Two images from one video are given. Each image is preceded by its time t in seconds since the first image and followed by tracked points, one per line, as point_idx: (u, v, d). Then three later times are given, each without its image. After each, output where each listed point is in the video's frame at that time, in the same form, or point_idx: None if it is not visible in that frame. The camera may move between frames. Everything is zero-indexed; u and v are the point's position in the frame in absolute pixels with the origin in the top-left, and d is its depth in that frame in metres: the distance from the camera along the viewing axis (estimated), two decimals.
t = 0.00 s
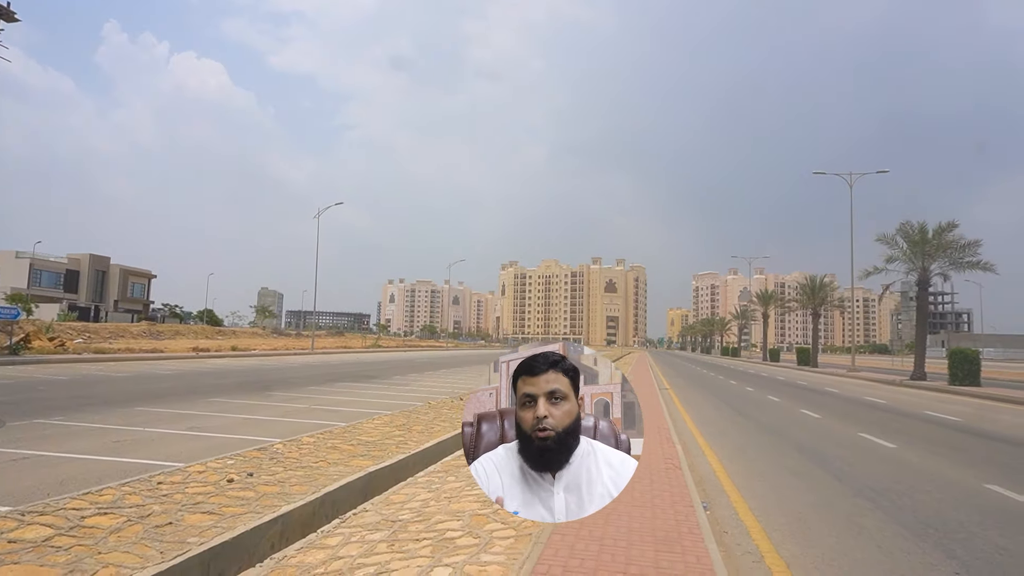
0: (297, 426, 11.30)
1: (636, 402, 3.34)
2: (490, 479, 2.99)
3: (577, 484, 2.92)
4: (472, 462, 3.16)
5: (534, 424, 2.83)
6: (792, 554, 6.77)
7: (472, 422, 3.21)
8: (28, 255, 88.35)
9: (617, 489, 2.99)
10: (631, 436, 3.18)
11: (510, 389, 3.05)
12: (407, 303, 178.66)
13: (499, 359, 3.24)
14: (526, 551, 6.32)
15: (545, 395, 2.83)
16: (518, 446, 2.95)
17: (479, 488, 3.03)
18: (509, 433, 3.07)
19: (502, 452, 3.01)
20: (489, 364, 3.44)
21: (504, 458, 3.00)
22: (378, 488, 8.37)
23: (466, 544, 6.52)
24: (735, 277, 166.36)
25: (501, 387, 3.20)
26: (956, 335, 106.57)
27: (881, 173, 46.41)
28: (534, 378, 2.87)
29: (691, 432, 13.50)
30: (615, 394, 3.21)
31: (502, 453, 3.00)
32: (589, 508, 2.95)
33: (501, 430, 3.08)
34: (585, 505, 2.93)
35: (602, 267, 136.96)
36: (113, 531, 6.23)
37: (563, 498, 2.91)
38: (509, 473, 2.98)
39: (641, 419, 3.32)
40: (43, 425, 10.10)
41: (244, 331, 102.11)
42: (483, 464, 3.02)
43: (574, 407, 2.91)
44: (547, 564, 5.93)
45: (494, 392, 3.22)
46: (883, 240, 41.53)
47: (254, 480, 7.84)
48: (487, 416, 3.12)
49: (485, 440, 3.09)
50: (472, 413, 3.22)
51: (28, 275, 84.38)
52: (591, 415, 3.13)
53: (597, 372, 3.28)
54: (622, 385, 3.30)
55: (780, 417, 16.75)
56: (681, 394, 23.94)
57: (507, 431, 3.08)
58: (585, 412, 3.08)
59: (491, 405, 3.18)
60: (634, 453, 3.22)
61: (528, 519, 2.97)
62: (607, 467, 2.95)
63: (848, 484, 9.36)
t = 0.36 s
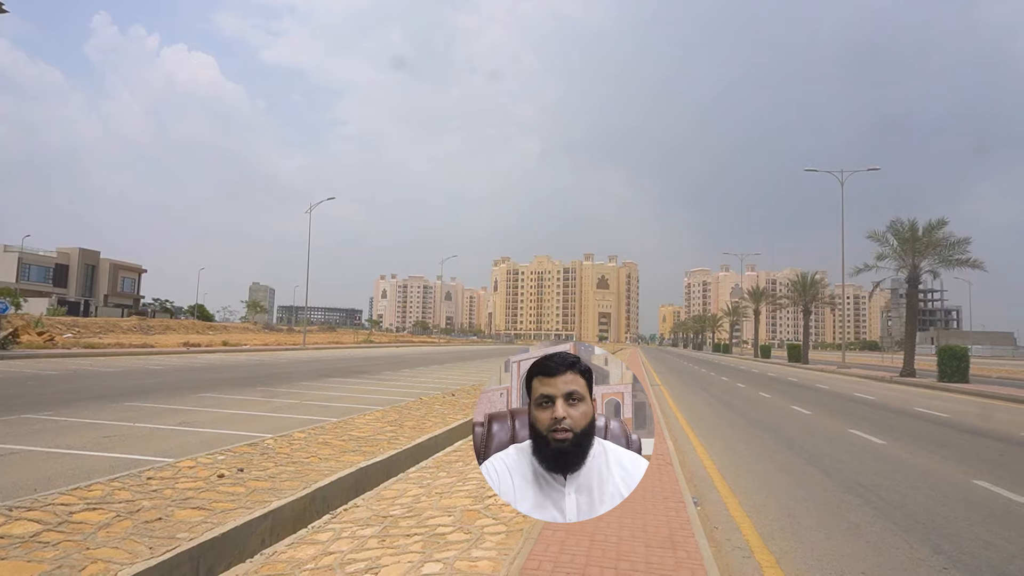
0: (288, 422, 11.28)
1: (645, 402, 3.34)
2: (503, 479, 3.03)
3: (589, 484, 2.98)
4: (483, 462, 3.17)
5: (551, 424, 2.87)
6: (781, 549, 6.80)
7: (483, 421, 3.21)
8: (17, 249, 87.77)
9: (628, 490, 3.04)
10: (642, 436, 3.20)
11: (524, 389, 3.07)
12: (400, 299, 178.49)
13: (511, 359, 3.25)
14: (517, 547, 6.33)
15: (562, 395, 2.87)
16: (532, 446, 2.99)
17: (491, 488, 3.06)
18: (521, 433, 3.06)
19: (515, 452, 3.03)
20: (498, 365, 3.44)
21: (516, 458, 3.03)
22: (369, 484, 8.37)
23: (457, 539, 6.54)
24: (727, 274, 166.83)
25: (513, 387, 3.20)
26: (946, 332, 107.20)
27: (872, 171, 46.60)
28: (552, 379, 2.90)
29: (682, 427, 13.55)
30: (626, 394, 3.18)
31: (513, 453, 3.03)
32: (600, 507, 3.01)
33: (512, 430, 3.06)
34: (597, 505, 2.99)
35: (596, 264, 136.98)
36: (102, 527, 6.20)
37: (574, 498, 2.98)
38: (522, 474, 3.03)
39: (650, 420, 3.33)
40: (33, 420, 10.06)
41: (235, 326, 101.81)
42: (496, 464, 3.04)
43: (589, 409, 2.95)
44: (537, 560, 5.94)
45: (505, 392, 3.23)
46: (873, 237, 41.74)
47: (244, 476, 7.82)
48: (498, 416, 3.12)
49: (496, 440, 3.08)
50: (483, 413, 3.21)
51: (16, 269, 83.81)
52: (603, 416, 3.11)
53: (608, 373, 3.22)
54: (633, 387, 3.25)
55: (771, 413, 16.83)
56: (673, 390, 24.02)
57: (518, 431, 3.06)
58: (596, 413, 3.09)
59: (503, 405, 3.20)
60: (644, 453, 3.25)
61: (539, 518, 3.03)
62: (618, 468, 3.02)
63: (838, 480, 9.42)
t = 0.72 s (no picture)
0: (299, 420, 11.33)
1: (656, 402, 3.35)
2: (513, 478, 3.03)
3: (600, 485, 2.96)
4: (494, 461, 3.18)
5: (558, 420, 2.84)
6: (793, 548, 6.77)
7: (494, 421, 3.22)
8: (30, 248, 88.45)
9: (638, 490, 3.02)
10: (653, 436, 3.23)
11: (535, 388, 3.05)
12: (408, 297, 178.83)
13: (521, 358, 3.27)
14: (527, 544, 6.34)
15: (569, 390, 2.84)
16: (542, 445, 2.98)
17: (502, 488, 3.06)
18: (531, 433, 3.08)
19: (526, 452, 3.04)
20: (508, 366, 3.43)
21: (527, 458, 3.04)
22: (379, 481, 8.39)
23: (468, 537, 6.55)
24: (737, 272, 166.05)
25: (524, 387, 3.22)
26: (959, 330, 106.24)
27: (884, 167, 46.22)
28: (558, 374, 2.87)
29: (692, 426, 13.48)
30: (637, 395, 3.23)
31: (524, 453, 3.03)
32: (611, 507, 2.99)
33: (523, 430, 3.09)
34: (608, 505, 2.96)
35: (604, 262, 136.67)
36: (116, 524, 6.26)
37: (585, 498, 2.95)
38: (532, 472, 3.03)
39: (661, 420, 3.34)
40: (48, 418, 10.16)
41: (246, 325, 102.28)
42: (507, 463, 3.06)
43: (598, 405, 2.92)
44: (548, 557, 5.94)
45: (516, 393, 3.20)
46: (885, 234, 41.43)
47: (255, 474, 7.86)
48: (509, 416, 3.14)
49: (507, 440, 3.11)
50: (495, 413, 3.24)
51: (30, 268, 84.54)
52: (613, 416, 3.14)
53: (619, 372, 3.27)
54: (643, 386, 3.28)
55: (782, 411, 16.70)
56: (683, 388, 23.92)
57: (529, 431, 3.09)
58: (606, 413, 3.11)
59: (514, 405, 3.21)
60: (655, 453, 3.26)
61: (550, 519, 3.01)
62: (628, 468, 3.01)
63: (850, 478, 9.35)
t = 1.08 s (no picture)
0: (317, 420, 11.41)
1: (667, 402, 3.32)
2: (523, 478, 3.02)
3: (609, 485, 2.94)
4: (505, 461, 3.17)
5: (567, 418, 2.83)
6: (813, 550, 6.70)
7: (504, 421, 3.21)
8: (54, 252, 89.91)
9: (648, 490, 3.00)
10: (664, 435, 3.19)
11: (544, 385, 3.06)
12: (424, 299, 179.30)
13: (531, 359, 3.24)
14: (545, 545, 6.33)
15: (578, 388, 2.84)
16: (551, 445, 2.97)
17: (513, 488, 3.05)
18: (541, 433, 3.11)
19: (536, 452, 3.03)
20: (519, 366, 3.42)
21: (538, 458, 3.02)
22: (397, 482, 8.42)
23: (486, 538, 6.55)
24: (753, 272, 164.82)
25: (535, 387, 3.20)
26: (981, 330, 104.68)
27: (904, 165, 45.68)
28: (566, 373, 2.88)
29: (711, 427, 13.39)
30: (648, 394, 3.20)
31: (534, 453, 3.02)
32: (621, 507, 2.95)
33: (534, 430, 3.11)
34: (617, 505, 2.92)
35: (620, 263, 136.29)
36: (138, 523, 6.32)
37: (595, 498, 2.93)
38: (541, 472, 3.02)
39: (672, 420, 3.31)
40: (71, 418, 10.29)
41: (264, 326, 103.13)
42: (516, 464, 3.05)
43: (606, 402, 2.90)
44: (565, 558, 5.93)
45: (526, 392, 3.21)
46: (906, 233, 40.96)
47: (274, 473, 7.91)
48: (520, 416, 3.15)
49: (518, 440, 3.11)
50: (505, 413, 3.21)
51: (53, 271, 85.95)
52: (624, 416, 3.13)
53: (629, 372, 3.27)
54: (654, 386, 3.26)
55: (801, 413, 16.54)
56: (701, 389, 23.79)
57: (539, 431, 3.11)
58: (616, 412, 3.11)
59: (524, 405, 3.19)
60: (666, 453, 3.23)
61: (559, 519, 3.00)
62: (638, 467, 2.98)
63: (871, 480, 9.24)
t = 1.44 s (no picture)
0: (335, 418, 11.46)
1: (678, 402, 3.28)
2: (533, 478, 3.01)
3: (620, 485, 2.92)
4: (515, 461, 3.15)
5: (577, 419, 2.83)
6: (834, 551, 6.63)
7: (515, 421, 3.20)
8: (77, 252, 91.26)
9: (659, 490, 2.98)
10: (675, 436, 3.13)
11: (554, 386, 3.04)
12: (440, 297, 179.72)
13: (541, 359, 3.24)
14: (562, 544, 6.32)
15: (588, 388, 2.84)
16: (562, 445, 2.97)
17: (523, 487, 3.05)
18: (552, 433, 3.09)
19: (546, 452, 3.02)
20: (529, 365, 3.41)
21: (549, 458, 3.01)
22: (413, 481, 8.43)
23: (503, 536, 6.54)
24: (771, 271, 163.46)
25: (546, 387, 3.16)
26: (1006, 329, 103.00)
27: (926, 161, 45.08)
28: (576, 374, 2.88)
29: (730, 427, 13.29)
30: (658, 394, 3.17)
31: (544, 453, 3.01)
32: (632, 508, 2.93)
33: (543, 430, 3.09)
34: (628, 506, 2.90)
35: (636, 262, 135.75)
36: (159, 519, 6.40)
37: (605, 498, 2.92)
38: (552, 472, 3.01)
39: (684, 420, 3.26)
40: (94, 415, 10.42)
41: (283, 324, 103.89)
42: (527, 464, 3.03)
43: (617, 403, 2.91)
44: (582, 558, 5.90)
45: (536, 392, 3.19)
46: (928, 230, 40.45)
47: (293, 471, 7.97)
48: (530, 416, 3.13)
49: (528, 440, 3.09)
50: (515, 413, 3.20)
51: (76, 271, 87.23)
52: (634, 415, 3.10)
53: (638, 373, 3.23)
54: (664, 385, 3.23)
55: (821, 412, 16.39)
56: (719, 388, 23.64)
57: (549, 431, 3.09)
58: (626, 412, 3.07)
59: (535, 405, 3.17)
60: (677, 453, 3.19)
61: (571, 519, 2.98)
62: (649, 467, 2.96)
63: (893, 481, 9.11)
